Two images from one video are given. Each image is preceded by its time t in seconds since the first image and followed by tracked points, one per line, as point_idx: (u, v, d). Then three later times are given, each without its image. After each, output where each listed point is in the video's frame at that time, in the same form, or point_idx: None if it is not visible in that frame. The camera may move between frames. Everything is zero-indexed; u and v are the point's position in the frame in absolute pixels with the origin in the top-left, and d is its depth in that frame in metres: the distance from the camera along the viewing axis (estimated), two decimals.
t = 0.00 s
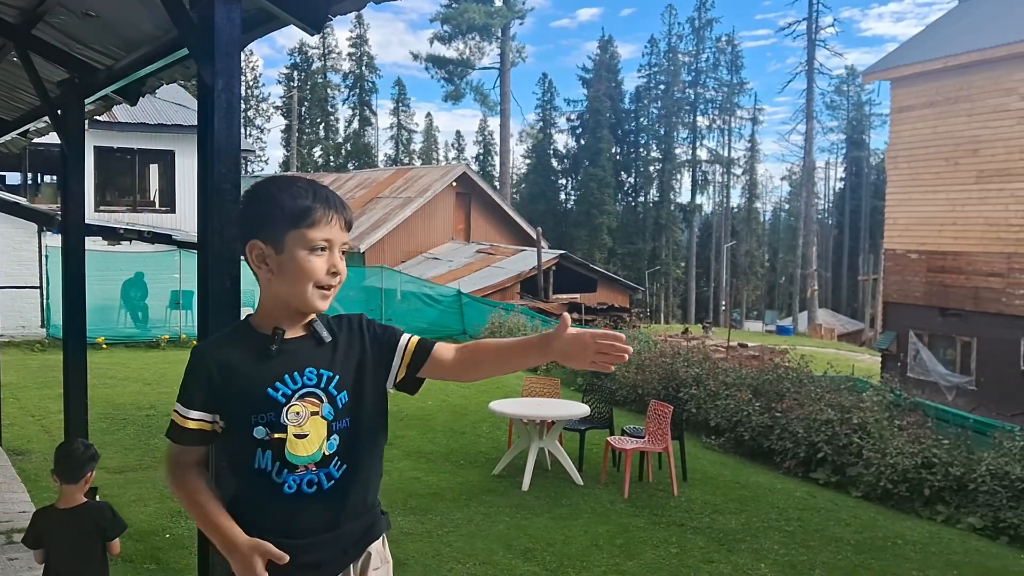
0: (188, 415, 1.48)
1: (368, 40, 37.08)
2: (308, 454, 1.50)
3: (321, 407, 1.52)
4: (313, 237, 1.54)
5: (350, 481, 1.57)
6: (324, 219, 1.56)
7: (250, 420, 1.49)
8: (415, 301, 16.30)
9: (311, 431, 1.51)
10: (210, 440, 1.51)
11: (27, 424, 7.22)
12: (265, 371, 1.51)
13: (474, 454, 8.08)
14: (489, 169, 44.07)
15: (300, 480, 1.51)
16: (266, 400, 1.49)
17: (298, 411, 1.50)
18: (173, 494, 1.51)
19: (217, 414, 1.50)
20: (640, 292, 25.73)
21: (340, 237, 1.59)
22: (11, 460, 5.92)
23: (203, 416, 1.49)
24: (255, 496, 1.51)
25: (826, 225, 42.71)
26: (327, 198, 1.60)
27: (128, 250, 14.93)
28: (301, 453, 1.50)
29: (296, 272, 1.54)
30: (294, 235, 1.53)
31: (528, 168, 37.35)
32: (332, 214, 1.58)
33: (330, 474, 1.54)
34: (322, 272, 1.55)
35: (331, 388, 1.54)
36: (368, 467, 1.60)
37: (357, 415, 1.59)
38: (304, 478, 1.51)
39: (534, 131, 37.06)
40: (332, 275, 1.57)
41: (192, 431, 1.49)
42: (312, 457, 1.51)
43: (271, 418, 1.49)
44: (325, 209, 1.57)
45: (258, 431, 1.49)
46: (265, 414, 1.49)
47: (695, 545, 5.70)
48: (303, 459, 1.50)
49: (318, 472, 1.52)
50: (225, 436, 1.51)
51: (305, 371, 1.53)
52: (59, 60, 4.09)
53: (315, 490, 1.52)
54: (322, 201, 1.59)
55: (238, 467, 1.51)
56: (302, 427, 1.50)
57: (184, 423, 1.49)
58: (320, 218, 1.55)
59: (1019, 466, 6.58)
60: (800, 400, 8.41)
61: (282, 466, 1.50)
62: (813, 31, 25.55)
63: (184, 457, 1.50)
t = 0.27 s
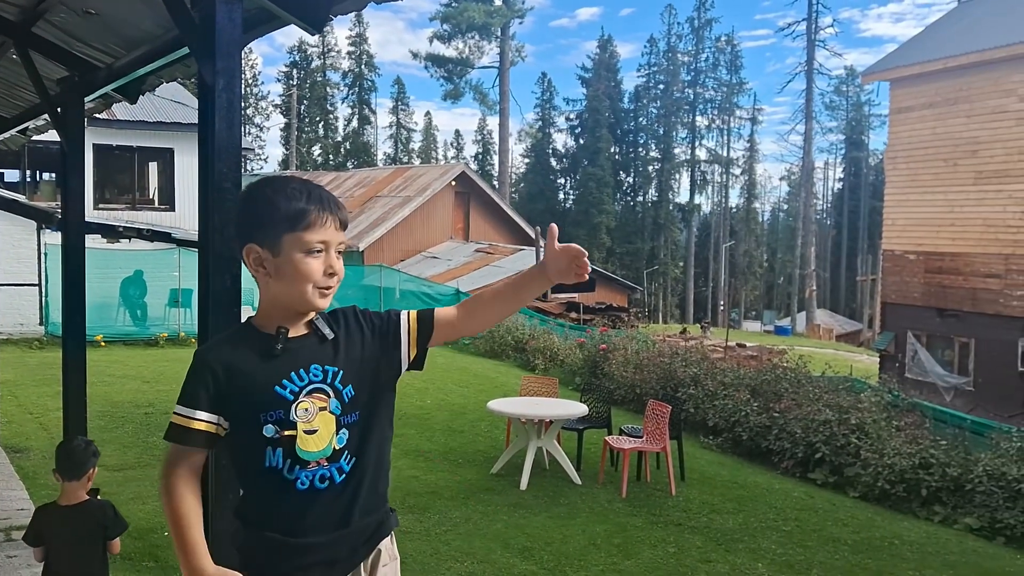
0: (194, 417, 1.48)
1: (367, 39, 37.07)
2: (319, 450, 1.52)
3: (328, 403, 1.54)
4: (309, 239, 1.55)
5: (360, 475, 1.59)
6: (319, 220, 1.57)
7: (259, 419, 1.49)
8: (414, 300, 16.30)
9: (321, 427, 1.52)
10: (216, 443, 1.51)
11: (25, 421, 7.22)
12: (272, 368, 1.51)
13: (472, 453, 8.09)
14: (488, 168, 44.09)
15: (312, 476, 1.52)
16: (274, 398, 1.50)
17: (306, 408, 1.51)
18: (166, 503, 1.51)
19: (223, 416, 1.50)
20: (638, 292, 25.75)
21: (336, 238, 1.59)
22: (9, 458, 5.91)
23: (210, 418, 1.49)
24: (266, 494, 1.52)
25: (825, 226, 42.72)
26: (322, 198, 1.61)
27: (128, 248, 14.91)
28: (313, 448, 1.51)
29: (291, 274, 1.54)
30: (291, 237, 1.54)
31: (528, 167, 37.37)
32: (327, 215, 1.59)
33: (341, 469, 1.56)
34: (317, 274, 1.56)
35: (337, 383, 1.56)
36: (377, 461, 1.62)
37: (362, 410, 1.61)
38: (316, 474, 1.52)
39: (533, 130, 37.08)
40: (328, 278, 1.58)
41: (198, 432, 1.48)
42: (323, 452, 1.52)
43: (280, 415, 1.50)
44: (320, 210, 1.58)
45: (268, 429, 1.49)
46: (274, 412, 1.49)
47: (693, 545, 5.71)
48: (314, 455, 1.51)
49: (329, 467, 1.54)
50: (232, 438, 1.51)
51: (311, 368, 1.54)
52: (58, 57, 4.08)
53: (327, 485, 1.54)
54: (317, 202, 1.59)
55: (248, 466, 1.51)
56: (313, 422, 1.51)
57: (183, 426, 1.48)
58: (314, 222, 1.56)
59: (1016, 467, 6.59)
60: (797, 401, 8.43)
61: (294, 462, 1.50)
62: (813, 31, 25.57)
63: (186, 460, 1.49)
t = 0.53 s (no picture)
0: (196, 410, 1.56)
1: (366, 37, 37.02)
2: (315, 446, 1.52)
3: (327, 399, 1.54)
4: (301, 238, 1.55)
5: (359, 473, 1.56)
6: (312, 220, 1.56)
7: (257, 415, 1.52)
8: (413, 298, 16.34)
9: (318, 424, 1.52)
10: (220, 437, 1.57)
11: (23, 418, 7.21)
12: (270, 364, 1.53)
13: (470, 451, 8.10)
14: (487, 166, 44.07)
15: (311, 472, 1.52)
16: (271, 394, 1.52)
17: (304, 404, 1.52)
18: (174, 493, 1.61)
19: (227, 412, 1.56)
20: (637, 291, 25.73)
21: (329, 235, 1.58)
22: (7, 456, 5.90)
23: (211, 412, 1.56)
24: (265, 491, 1.54)
25: (824, 225, 42.74)
26: (319, 198, 1.60)
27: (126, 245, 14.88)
28: (309, 445, 1.52)
29: (283, 274, 1.55)
30: (282, 236, 1.55)
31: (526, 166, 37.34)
32: (320, 215, 1.58)
33: (340, 465, 1.54)
34: (308, 273, 1.55)
35: (336, 380, 1.56)
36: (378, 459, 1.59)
37: (363, 407, 1.60)
38: (315, 470, 1.52)
39: (532, 129, 37.05)
40: (317, 276, 1.56)
41: (199, 426, 1.55)
42: (321, 448, 1.52)
43: (277, 412, 1.52)
44: (313, 210, 1.57)
45: (265, 426, 1.52)
46: (271, 409, 1.52)
47: (690, 543, 5.73)
48: (310, 451, 1.52)
49: (327, 463, 1.53)
50: (235, 433, 1.56)
51: (310, 365, 1.55)
52: (56, 55, 4.09)
53: (326, 482, 1.53)
54: (312, 202, 1.59)
55: (249, 461, 1.54)
56: (309, 419, 1.52)
57: (188, 421, 1.56)
58: (305, 220, 1.56)
59: (1013, 466, 6.60)
60: (796, 399, 8.44)
61: (292, 459, 1.51)
62: (813, 30, 25.56)
63: (192, 451, 1.57)
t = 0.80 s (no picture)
0: (202, 405, 1.51)
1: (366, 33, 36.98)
2: (320, 446, 1.52)
3: (334, 399, 1.54)
4: (301, 237, 1.54)
5: (364, 477, 1.57)
6: (313, 219, 1.55)
7: (264, 412, 1.51)
8: (412, 295, 16.27)
9: (324, 424, 1.53)
10: (225, 434, 1.53)
11: (22, 414, 7.21)
12: (280, 362, 1.53)
13: (470, 447, 8.10)
14: (487, 162, 44.06)
15: (314, 472, 1.52)
16: (279, 392, 1.51)
17: (311, 404, 1.52)
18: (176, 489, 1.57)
19: (236, 408, 1.52)
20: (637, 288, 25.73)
21: (332, 236, 1.56)
22: (6, 452, 5.91)
23: (218, 407, 1.52)
24: (268, 489, 1.53)
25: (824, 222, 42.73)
26: (324, 197, 1.59)
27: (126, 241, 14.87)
28: (314, 444, 1.52)
29: (286, 272, 1.55)
30: (285, 235, 1.55)
31: (526, 162, 37.34)
32: (322, 214, 1.56)
33: (342, 466, 1.55)
34: (308, 273, 1.54)
35: (343, 381, 1.56)
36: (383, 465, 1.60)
37: (370, 408, 1.60)
38: (317, 470, 1.52)
39: (532, 125, 37.04)
40: (317, 276, 1.54)
41: (206, 422, 1.51)
42: (325, 448, 1.52)
43: (284, 409, 1.51)
44: (315, 209, 1.56)
45: (272, 423, 1.51)
46: (279, 406, 1.51)
47: (691, 540, 5.73)
48: (316, 451, 1.52)
49: (330, 464, 1.53)
50: (240, 431, 1.53)
51: (318, 364, 1.55)
52: (56, 50, 4.07)
53: (329, 482, 1.53)
54: (316, 201, 1.57)
55: (252, 460, 1.53)
56: (316, 418, 1.52)
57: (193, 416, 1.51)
58: (308, 221, 1.55)
59: (1013, 463, 6.61)
60: (796, 396, 8.45)
61: (296, 457, 1.51)
62: (813, 27, 25.55)
63: (197, 447, 1.53)
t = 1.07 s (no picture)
0: (207, 397, 1.56)
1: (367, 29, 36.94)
2: (321, 439, 1.52)
3: (335, 393, 1.53)
4: (303, 236, 1.53)
5: (365, 473, 1.54)
6: (315, 219, 1.54)
7: (266, 405, 1.53)
8: (413, 291, 16.17)
9: (324, 417, 1.52)
10: (231, 425, 1.57)
11: (23, 410, 7.21)
12: (282, 356, 1.54)
13: (470, 443, 8.10)
14: (487, 159, 44.04)
15: (314, 466, 1.51)
16: (280, 384, 1.52)
17: (311, 397, 1.52)
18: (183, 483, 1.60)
19: (237, 399, 1.56)
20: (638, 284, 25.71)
21: (334, 235, 1.55)
22: (7, 448, 5.91)
23: (223, 399, 1.57)
24: (270, 481, 1.54)
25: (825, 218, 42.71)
26: (330, 196, 1.58)
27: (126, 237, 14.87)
28: (314, 438, 1.52)
29: (291, 271, 1.55)
30: (289, 233, 1.54)
31: (527, 158, 37.30)
32: (325, 213, 1.55)
33: (345, 461, 1.53)
34: (310, 272, 1.54)
35: (345, 375, 1.55)
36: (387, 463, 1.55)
37: (375, 403, 1.58)
38: (318, 463, 1.51)
39: (533, 121, 37.00)
40: (322, 276, 1.54)
41: (210, 413, 1.56)
42: (325, 442, 1.52)
43: (285, 402, 1.52)
44: (319, 208, 1.55)
45: (273, 415, 1.52)
46: (280, 399, 1.52)
47: (691, 535, 5.74)
48: (316, 443, 1.51)
49: (331, 458, 1.52)
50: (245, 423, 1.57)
51: (320, 358, 1.55)
52: (56, 46, 4.07)
53: (329, 476, 1.52)
54: (320, 200, 1.56)
55: (254, 452, 1.55)
56: (316, 411, 1.52)
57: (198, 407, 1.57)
58: (312, 219, 1.54)
59: (1013, 459, 6.60)
60: (796, 392, 8.44)
61: (296, 450, 1.51)
62: (814, 23, 25.49)
63: (203, 438, 1.57)
